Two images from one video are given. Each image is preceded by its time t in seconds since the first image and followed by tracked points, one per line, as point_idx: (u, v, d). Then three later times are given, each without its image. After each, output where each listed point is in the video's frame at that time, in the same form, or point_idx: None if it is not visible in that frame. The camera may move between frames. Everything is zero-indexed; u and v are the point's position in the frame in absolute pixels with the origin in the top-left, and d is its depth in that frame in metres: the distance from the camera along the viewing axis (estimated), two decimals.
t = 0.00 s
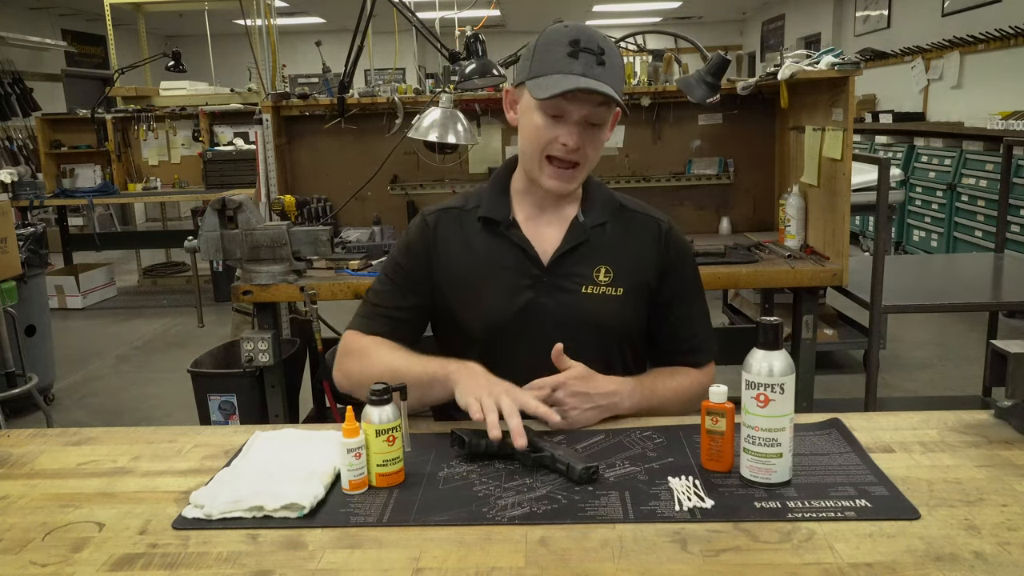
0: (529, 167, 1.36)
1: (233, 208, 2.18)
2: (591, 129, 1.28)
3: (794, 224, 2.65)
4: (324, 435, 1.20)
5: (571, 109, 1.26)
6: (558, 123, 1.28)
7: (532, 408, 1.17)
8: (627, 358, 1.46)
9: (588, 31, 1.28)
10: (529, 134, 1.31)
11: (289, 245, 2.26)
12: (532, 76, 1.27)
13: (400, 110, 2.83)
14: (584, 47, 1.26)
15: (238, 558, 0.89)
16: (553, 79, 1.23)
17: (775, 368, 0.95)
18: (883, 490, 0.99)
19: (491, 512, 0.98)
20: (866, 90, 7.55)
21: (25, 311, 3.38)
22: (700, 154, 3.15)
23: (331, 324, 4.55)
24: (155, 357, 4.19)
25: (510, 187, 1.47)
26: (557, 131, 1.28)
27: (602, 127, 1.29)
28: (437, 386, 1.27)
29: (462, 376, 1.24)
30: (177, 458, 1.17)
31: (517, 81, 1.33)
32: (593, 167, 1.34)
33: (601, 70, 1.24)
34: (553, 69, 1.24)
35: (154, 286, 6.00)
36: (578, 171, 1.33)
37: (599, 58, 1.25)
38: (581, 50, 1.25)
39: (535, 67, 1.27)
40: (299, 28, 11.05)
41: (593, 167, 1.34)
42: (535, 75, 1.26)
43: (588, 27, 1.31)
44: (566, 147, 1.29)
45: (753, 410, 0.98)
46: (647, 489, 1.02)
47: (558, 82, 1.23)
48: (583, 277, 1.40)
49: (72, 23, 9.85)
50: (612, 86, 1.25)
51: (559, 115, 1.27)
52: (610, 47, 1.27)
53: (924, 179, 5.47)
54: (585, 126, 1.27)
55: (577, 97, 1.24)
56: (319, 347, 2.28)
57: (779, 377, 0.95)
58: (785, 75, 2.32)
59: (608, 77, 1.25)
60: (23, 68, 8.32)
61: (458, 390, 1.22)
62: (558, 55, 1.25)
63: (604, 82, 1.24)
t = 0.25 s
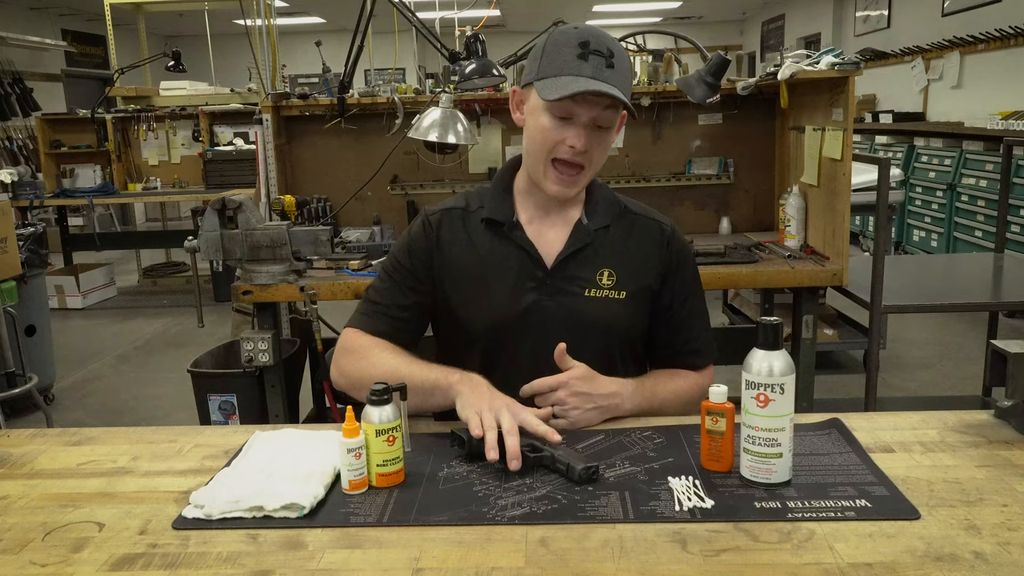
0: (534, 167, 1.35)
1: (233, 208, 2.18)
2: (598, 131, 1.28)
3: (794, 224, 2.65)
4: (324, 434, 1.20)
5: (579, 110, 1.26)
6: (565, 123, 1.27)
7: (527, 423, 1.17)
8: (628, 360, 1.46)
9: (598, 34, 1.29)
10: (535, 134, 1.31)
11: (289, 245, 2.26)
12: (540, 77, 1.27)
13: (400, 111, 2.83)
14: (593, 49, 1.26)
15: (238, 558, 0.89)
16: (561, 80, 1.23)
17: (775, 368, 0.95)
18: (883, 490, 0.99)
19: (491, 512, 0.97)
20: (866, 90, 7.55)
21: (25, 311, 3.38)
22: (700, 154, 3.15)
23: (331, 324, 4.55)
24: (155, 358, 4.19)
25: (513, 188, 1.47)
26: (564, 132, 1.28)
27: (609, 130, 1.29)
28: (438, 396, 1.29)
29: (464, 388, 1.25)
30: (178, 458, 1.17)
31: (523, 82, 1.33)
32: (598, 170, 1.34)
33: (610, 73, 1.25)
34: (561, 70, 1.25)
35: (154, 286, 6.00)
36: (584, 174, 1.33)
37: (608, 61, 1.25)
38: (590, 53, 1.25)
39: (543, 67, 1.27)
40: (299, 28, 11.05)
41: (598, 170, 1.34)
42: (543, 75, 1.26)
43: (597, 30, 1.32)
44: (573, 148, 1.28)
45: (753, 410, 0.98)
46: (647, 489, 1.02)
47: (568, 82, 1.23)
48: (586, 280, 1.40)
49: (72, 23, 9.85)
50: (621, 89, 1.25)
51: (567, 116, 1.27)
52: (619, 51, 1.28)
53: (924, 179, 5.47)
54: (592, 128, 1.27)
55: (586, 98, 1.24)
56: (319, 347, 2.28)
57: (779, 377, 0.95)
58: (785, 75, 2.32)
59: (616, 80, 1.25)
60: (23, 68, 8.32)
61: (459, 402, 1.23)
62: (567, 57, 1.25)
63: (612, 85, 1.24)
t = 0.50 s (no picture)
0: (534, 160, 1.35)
1: (233, 208, 2.18)
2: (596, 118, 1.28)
3: (794, 224, 2.65)
4: (324, 435, 1.20)
5: (575, 97, 1.27)
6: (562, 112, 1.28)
7: (540, 378, 1.20)
8: (628, 361, 1.46)
9: (594, 26, 1.30)
10: (533, 125, 1.31)
11: (289, 245, 2.26)
12: (536, 68, 1.28)
13: (400, 110, 2.83)
14: (588, 39, 1.27)
15: (238, 558, 0.89)
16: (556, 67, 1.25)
17: (775, 368, 0.95)
18: (883, 490, 0.99)
19: (491, 512, 0.97)
20: (866, 90, 7.55)
21: (25, 311, 3.38)
22: (700, 154, 3.15)
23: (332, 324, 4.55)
24: (155, 357, 4.19)
25: (513, 188, 1.46)
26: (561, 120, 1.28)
27: (607, 118, 1.29)
28: (439, 363, 1.26)
29: (463, 345, 1.23)
30: (178, 458, 1.17)
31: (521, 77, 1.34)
32: (597, 160, 1.33)
33: (605, 60, 1.25)
34: (556, 58, 1.26)
35: (154, 286, 6.00)
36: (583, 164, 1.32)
37: (603, 49, 1.26)
38: (585, 42, 1.26)
39: (539, 58, 1.29)
40: (299, 28, 11.05)
41: (598, 160, 1.33)
42: (539, 65, 1.28)
43: (592, 24, 1.33)
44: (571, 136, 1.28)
45: (753, 410, 0.98)
46: (647, 489, 1.02)
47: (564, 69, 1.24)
48: (586, 282, 1.40)
49: (72, 23, 9.85)
50: (617, 76, 1.26)
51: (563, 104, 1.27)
52: (614, 41, 1.29)
53: (924, 179, 5.47)
54: (590, 115, 1.28)
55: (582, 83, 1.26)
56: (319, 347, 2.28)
57: (779, 377, 0.95)
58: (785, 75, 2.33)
59: (611, 67, 1.25)
60: (23, 68, 8.32)
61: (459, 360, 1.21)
62: (563, 46, 1.26)
63: (608, 72, 1.25)
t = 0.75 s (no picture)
0: (532, 157, 1.35)
1: (233, 208, 2.18)
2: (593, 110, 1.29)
3: (794, 224, 2.65)
4: (324, 435, 1.20)
5: (571, 89, 1.28)
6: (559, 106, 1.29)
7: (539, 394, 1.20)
8: (628, 361, 1.46)
9: (587, 22, 1.31)
10: (531, 121, 1.32)
11: (289, 245, 2.26)
12: (533, 64, 1.29)
13: (400, 110, 2.83)
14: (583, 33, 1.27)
15: (238, 558, 0.89)
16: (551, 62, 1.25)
17: (775, 368, 0.95)
18: (883, 490, 0.99)
19: (491, 513, 0.97)
20: (866, 90, 7.56)
21: (25, 311, 3.38)
22: (700, 154, 3.15)
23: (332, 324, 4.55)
24: (155, 357, 4.19)
25: (513, 189, 1.47)
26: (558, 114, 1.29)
27: (604, 111, 1.30)
28: (440, 383, 1.29)
29: (464, 369, 1.25)
30: (178, 458, 1.17)
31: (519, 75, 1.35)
32: (597, 155, 1.33)
33: (601, 53, 1.26)
34: (552, 53, 1.26)
35: (154, 286, 6.00)
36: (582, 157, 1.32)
37: (598, 43, 1.27)
38: (580, 35, 1.27)
39: (534, 55, 1.29)
40: (299, 28, 11.05)
41: (597, 155, 1.33)
42: (535, 61, 1.29)
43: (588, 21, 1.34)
44: (569, 129, 1.29)
45: (753, 410, 0.98)
46: (647, 489, 1.02)
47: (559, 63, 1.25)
48: (586, 282, 1.40)
49: (72, 23, 9.85)
50: (613, 68, 1.27)
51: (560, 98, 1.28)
52: (609, 35, 1.29)
53: (924, 179, 5.47)
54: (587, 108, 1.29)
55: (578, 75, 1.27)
56: (319, 347, 2.28)
57: (779, 377, 0.95)
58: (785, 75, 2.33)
59: (607, 60, 1.26)
60: (23, 68, 8.32)
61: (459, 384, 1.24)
62: (558, 41, 1.27)
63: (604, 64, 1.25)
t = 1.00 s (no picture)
0: (532, 154, 1.35)
1: (233, 208, 2.18)
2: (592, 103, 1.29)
3: (794, 224, 2.65)
4: (324, 435, 1.20)
5: (570, 84, 1.29)
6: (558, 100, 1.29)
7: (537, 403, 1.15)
8: (628, 362, 1.46)
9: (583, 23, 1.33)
10: (530, 117, 1.32)
11: (289, 245, 2.26)
12: (531, 60, 1.30)
13: (400, 110, 2.83)
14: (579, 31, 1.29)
15: (238, 558, 0.89)
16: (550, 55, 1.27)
17: (775, 368, 0.95)
18: (883, 490, 0.99)
19: (491, 513, 0.97)
20: (866, 90, 7.56)
21: (25, 311, 3.38)
22: (700, 154, 3.15)
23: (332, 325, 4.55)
24: (155, 358, 4.19)
25: (513, 190, 1.46)
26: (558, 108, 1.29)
27: (602, 105, 1.31)
28: (439, 379, 1.29)
29: (462, 366, 1.25)
30: (178, 458, 1.17)
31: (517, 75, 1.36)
32: (597, 148, 1.33)
33: (599, 48, 1.27)
34: (550, 48, 1.28)
35: (154, 286, 6.00)
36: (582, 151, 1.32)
37: (596, 39, 1.28)
38: (577, 31, 1.28)
39: (532, 53, 1.30)
40: (299, 28, 11.05)
41: (598, 150, 1.33)
42: (533, 57, 1.30)
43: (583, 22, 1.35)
44: (569, 122, 1.29)
45: (753, 410, 0.98)
46: (647, 489, 1.02)
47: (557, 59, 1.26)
48: (586, 283, 1.40)
49: (72, 23, 9.85)
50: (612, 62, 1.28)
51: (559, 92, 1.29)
52: (605, 33, 1.31)
53: (924, 179, 5.47)
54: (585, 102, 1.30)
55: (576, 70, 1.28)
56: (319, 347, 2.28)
57: (779, 377, 0.95)
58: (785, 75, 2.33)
59: (605, 55, 1.27)
60: (23, 69, 8.32)
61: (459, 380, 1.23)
62: (555, 38, 1.28)
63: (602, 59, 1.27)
